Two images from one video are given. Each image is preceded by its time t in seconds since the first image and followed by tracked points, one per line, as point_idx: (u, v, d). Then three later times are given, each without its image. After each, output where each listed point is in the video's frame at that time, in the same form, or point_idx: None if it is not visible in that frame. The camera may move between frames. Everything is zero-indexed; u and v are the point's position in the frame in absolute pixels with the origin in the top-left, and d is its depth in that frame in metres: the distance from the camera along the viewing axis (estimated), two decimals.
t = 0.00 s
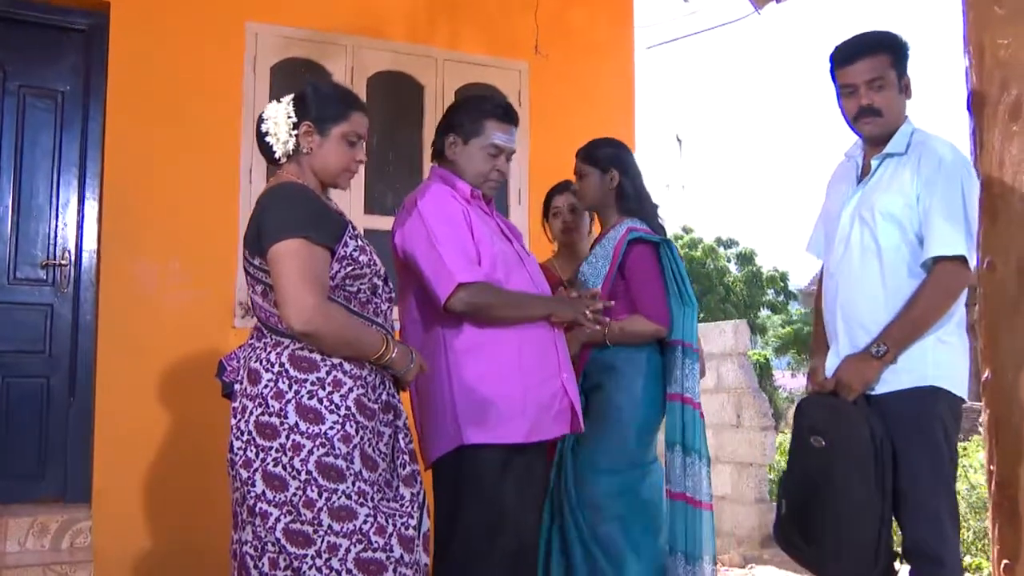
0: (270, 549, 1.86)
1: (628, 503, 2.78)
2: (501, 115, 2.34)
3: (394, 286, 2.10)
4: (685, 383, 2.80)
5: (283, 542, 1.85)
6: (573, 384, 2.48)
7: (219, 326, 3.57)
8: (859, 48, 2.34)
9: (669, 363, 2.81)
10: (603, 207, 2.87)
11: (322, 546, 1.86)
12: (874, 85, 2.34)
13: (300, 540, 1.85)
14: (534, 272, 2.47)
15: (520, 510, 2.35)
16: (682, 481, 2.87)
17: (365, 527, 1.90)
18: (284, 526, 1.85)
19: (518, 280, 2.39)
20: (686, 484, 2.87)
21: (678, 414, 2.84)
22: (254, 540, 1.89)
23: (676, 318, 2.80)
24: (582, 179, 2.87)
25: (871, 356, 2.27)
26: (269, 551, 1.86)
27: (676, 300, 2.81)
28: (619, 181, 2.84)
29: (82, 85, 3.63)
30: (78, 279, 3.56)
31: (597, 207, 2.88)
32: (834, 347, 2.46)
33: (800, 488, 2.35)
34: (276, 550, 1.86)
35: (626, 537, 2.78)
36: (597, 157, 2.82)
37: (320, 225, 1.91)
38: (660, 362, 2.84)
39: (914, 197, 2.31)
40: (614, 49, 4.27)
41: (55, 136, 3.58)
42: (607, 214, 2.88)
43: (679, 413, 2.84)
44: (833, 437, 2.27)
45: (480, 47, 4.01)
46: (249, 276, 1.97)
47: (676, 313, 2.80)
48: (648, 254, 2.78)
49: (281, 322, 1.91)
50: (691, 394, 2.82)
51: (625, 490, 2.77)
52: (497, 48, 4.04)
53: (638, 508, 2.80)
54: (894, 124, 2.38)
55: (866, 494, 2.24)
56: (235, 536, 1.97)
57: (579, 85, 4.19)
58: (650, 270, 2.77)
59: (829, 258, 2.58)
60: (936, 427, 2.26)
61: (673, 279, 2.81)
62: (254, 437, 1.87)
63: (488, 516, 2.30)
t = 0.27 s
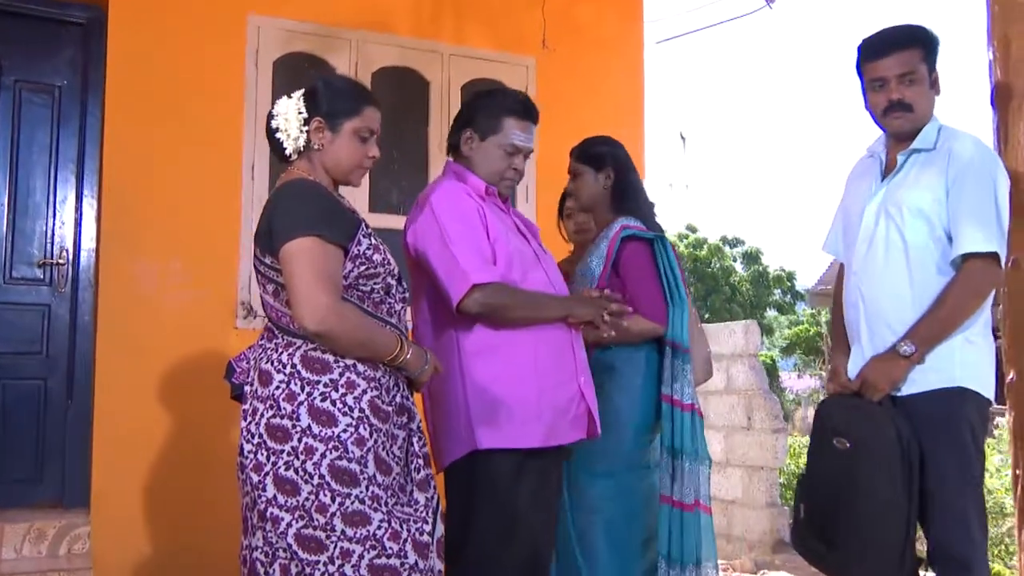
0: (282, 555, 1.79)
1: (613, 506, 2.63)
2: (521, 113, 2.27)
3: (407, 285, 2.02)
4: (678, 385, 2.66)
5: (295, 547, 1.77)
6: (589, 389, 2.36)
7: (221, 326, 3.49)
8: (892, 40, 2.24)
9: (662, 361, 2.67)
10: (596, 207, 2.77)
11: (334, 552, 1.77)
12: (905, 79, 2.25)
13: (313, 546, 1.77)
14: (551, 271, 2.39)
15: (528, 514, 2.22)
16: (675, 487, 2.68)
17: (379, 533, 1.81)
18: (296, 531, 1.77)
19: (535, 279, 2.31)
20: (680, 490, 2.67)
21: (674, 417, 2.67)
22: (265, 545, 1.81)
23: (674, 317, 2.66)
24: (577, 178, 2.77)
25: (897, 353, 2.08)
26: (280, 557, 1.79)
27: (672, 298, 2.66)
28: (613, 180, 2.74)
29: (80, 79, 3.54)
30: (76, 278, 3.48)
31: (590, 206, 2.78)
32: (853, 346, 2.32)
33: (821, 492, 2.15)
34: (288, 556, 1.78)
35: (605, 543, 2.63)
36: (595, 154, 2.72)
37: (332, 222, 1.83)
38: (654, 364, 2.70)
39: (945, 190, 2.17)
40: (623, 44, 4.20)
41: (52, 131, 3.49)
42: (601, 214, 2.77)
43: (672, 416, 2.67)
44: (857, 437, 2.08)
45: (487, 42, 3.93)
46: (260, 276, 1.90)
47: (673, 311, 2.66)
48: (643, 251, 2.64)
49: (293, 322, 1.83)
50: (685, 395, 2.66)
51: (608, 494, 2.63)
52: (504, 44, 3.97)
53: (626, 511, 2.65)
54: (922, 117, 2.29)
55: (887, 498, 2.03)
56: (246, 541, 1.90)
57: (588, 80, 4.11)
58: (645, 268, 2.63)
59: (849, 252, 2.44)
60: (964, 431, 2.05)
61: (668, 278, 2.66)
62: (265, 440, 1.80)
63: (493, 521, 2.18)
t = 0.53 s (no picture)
0: (296, 559, 1.74)
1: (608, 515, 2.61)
2: (540, 111, 2.22)
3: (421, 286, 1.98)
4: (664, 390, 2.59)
5: (309, 552, 1.72)
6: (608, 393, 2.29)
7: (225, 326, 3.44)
8: (913, 38, 2.21)
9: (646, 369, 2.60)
10: (581, 206, 2.74)
11: (349, 556, 1.73)
12: (927, 76, 2.21)
13: (327, 550, 1.72)
14: (568, 272, 2.34)
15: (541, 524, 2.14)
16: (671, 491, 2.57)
17: (395, 537, 1.77)
18: (309, 535, 1.72)
19: (550, 279, 2.26)
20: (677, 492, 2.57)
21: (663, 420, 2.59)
22: (278, 549, 1.76)
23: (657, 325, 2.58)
24: (561, 178, 2.74)
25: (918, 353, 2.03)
26: (294, 561, 1.74)
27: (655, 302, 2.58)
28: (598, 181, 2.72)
29: (82, 76, 3.50)
30: (78, 279, 3.43)
31: (575, 206, 2.75)
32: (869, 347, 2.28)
33: (841, 495, 2.10)
34: (302, 560, 1.73)
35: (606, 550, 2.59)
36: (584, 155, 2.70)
37: (347, 222, 1.79)
38: (639, 369, 2.64)
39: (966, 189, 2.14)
40: (631, 42, 4.16)
41: (54, 129, 3.45)
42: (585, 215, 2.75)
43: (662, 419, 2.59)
44: (879, 439, 2.03)
45: (493, 39, 3.90)
46: (274, 276, 1.86)
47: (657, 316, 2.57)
48: (625, 258, 2.57)
49: (307, 323, 1.79)
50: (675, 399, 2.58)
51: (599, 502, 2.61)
52: (512, 42, 3.94)
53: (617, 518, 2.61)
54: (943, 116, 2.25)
55: (911, 500, 1.98)
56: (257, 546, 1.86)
57: (595, 78, 4.08)
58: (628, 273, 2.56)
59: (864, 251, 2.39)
60: (988, 432, 2.00)
61: (651, 284, 2.57)
62: (278, 443, 1.76)
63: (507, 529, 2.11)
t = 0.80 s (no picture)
0: (310, 562, 1.72)
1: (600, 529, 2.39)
2: (553, 107, 2.08)
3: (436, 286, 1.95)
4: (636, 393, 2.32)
5: (324, 555, 1.69)
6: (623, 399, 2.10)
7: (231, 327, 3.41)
8: (928, 37, 2.19)
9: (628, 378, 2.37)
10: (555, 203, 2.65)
11: (364, 560, 1.70)
12: (944, 76, 2.18)
13: (342, 554, 1.69)
14: (585, 273, 2.17)
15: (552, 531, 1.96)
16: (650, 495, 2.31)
17: (411, 540, 1.73)
18: (324, 538, 1.70)
19: (561, 280, 2.10)
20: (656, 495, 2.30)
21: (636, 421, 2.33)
22: (293, 552, 1.75)
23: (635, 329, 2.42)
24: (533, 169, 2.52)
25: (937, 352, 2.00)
26: (309, 564, 1.72)
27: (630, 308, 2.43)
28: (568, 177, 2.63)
29: (86, 75, 3.47)
30: (83, 279, 3.40)
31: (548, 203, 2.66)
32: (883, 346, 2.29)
33: (864, 497, 2.08)
34: (317, 564, 1.71)
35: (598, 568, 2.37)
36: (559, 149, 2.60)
37: (362, 221, 1.76)
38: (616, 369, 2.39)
39: (983, 189, 2.11)
40: (638, 41, 4.13)
41: (58, 128, 3.42)
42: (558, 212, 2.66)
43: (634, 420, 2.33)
44: (897, 441, 2.01)
45: (501, 38, 3.87)
46: (287, 276, 1.84)
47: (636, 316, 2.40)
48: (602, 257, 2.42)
49: (322, 323, 1.77)
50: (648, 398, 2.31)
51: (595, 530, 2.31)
52: (519, 41, 3.91)
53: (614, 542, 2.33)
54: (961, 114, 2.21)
55: (931, 502, 1.95)
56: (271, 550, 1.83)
57: (602, 77, 4.05)
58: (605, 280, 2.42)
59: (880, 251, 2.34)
60: (1009, 433, 1.93)
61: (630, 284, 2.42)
62: (292, 445, 1.73)
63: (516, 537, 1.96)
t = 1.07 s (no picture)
0: (325, 565, 1.70)
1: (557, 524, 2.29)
2: (574, 100, 2.02)
3: (451, 286, 1.94)
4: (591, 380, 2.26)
5: (340, 557, 1.68)
6: (638, 399, 2.05)
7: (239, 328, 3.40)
8: (942, 37, 2.15)
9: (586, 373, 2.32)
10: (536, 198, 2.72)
11: (381, 562, 1.68)
12: (957, 77, 2.15)
13: (358, 556, 1.68)
14: (607, 271, 2.12)
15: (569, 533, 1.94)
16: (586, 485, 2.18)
17: (427, 542, 1.72)
18: (340, 540, 1.68)
19: (575, 278, 2.05)
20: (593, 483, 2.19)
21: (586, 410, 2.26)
22: (308, 555, 1.72)
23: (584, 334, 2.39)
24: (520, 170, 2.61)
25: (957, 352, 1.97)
26: (324, 567, 1.70)
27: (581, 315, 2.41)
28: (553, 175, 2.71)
29: (93, 75, 3.45)
30: (89, 280, 3.38)
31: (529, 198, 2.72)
32: (896, 347, 2.26)
33: (881, 500, 2.07)
34: (332, 566, 1.69)
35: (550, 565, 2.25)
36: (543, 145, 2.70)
37: (378, 220, 1.75)
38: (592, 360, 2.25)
39: (1002, 188, 2.10)
40: (645, 41, 4.12)
41: (64, 128, 3.41)
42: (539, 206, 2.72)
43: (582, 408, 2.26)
44: (917, 442, 2.00)
45: (509, 38, 3.86)
46: (303, 276, 1.82)
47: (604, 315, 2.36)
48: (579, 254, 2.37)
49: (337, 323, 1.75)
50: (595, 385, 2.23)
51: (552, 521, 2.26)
52: (526, 40, 3.90)
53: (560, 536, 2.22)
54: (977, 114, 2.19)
55: (951, 503, 1.93)
56: (285, 552, 1.82)
57: (609, 77, 4.03)
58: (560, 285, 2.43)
59: (892, 249, 2.31)
60: None
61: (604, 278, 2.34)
62: (308, 446, 1.72)
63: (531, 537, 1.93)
